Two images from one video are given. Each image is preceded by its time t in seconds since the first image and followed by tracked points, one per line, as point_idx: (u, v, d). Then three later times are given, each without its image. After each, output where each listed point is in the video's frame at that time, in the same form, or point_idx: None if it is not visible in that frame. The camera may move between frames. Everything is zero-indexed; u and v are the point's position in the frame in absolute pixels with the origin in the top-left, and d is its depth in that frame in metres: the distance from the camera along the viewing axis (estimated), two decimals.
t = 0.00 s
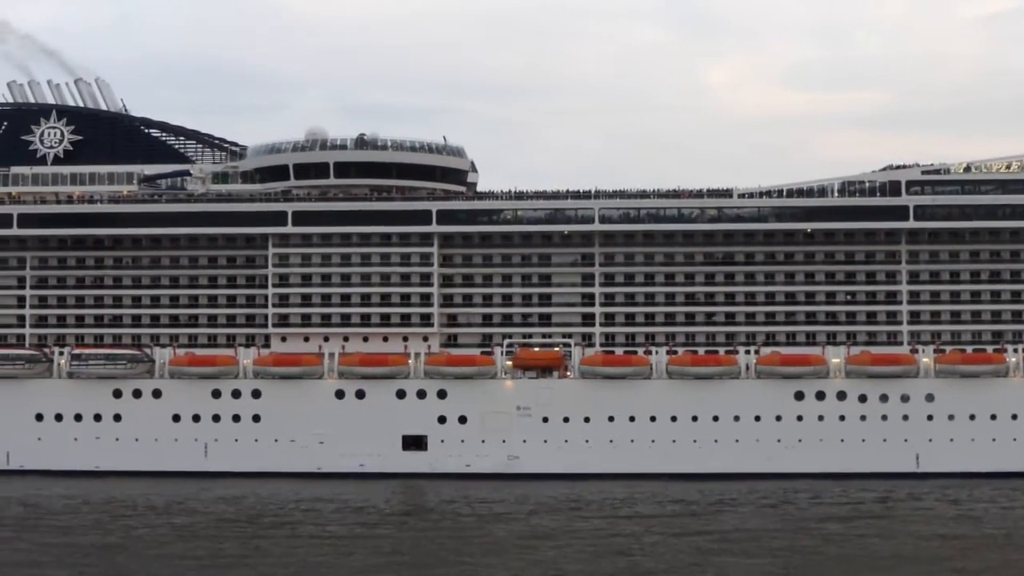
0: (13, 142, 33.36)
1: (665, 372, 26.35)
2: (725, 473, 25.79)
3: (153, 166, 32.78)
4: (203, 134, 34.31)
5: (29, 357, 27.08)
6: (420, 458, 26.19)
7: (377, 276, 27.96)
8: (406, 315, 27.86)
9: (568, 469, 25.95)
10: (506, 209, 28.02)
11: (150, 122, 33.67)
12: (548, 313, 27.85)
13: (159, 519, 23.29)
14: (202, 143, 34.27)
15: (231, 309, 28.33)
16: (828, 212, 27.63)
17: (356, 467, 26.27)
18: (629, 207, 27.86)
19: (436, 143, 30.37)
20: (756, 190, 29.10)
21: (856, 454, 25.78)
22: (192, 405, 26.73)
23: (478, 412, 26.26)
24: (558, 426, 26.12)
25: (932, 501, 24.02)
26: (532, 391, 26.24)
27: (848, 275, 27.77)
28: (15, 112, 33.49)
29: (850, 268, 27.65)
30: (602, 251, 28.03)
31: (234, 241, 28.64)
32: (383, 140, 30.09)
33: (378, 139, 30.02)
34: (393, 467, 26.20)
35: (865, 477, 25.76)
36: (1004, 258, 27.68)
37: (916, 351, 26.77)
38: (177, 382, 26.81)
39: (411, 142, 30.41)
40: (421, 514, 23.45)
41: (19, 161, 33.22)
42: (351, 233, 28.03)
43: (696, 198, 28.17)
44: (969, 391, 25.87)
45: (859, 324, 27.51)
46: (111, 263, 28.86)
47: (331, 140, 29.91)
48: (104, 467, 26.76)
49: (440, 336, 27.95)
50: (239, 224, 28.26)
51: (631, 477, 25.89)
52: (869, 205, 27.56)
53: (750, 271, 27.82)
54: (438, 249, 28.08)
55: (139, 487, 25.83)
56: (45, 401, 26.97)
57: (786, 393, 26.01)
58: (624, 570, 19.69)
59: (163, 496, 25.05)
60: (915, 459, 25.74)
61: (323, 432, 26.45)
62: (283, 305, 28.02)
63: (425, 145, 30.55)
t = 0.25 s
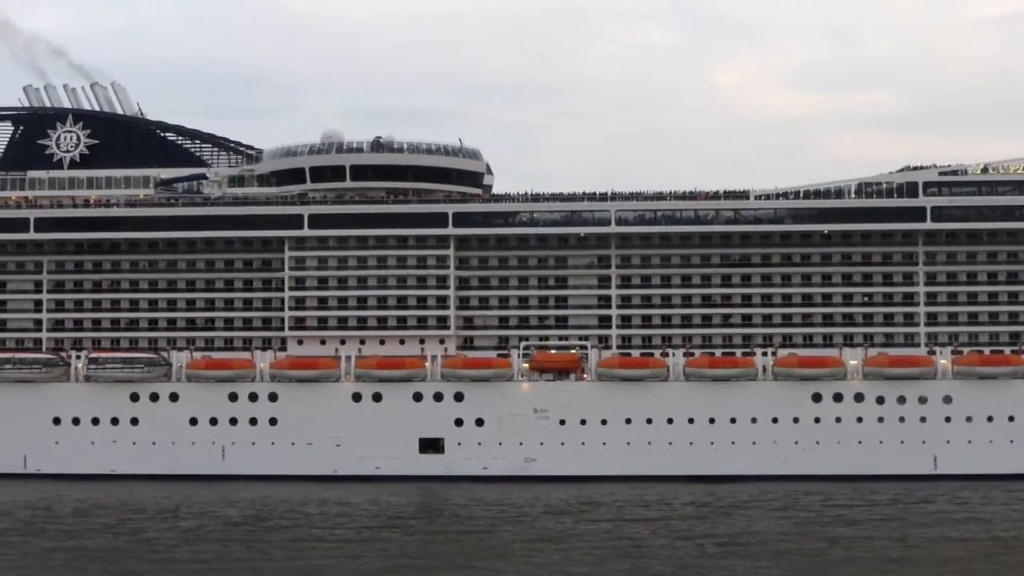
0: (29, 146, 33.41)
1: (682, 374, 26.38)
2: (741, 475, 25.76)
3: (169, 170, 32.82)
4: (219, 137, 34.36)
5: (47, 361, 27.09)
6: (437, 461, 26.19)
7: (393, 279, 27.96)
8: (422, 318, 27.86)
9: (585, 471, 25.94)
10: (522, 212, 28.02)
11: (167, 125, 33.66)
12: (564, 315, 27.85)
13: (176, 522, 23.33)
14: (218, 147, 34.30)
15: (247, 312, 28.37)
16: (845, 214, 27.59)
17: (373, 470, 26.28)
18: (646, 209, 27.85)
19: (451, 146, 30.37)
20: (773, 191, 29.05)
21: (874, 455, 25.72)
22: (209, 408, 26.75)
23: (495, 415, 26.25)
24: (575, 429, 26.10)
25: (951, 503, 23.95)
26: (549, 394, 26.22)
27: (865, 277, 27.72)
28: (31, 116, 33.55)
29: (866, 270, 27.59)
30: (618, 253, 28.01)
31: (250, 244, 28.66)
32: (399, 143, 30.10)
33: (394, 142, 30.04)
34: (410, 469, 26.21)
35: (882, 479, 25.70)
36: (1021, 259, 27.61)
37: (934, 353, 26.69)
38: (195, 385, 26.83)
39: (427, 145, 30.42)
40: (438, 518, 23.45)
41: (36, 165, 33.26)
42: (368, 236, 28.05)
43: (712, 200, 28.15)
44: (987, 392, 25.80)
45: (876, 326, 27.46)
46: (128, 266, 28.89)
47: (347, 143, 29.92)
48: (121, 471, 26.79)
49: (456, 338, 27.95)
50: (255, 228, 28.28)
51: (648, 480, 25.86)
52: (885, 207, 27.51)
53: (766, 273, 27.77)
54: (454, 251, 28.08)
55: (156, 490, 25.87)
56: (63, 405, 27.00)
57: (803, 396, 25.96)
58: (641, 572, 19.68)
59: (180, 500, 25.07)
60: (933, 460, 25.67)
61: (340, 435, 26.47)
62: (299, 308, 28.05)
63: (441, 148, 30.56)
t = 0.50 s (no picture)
0: (39, 147, 33.44)
1: (695, 375, 26.36)
2: (753, 476, 25.74)
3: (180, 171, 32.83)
4: (230, 138, 34.11)
5: (58, 362, 27.15)
6: (449, 461, 26.18)
7: (404, 279, 27.95)
8: (433, 318, 27.86)
9: (597, 472, 25.92)
10: (534, 212, 28.00)
11: (178, 126, 33.66)
12: (576, 316, 27.85)
13: (189, 522, 23.33)
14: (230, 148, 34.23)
15: (258, 313, 28.38)
16: (857, 214, 27.55)
17: (385, 470, 26.28)
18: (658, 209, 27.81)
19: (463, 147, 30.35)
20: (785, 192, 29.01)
21: (886, 456, 25.68)
22: (221, 408, 26.75)
23: (506, 415, 26.23)
24: (586, 429, 26.08)
25: (963, 505, 23.91)
26: (561, 394, 26.19)
27: (877, 278, 27.68)
28: (42, 117, 33.58)
29: (878, 271, 27.55)
30: (630, 254, 27.98)
31: (262, 244, 28.66)
32: (410, 143, 30.09)
33: (405, 142, 30.03)
34: (422, 470, 26.20)
35: (894, 480, 25.66)
36: None
37: (946, 354, 26.64)
38: (206, 385, 26.84)
39: (438, 145, 30.40)
40: (450, 518, 23.45)
41: (46, 165, 33.31)
42: (379, 237, 28.03)
43: (724, 201, 28.12)
44: (1000, 393, 25.76)
45: (888, 327, 27.43)
46: (139, 266, 28.90)
47: (359, 144, 29.91)
48: (132, 471, 26.81)
49: (468, 339, 27.95)
50: (267, 229, 28.27)
51: (660, 481, 25.84)
52: (898, 207, 27.47)
53: (778, 274, 27.74)
54: (465, 252, 28.07)
55: (168, 490, 25.88)
56: (74, 405, 27.02)
57: (815, 396, 25.93)
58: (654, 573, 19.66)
59: (192, 500, 25.07)
60: (946, 461, 25.62)
61: (351, 435, 26.46)
62: (311, 309, 28.07)
63: (452, 149, 30.54)
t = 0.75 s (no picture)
0: (49, 148, 33.45)
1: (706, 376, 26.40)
2: (764, 477, 25.72)
3: (190, 172, 32.85)
4: (238, 139, 34.11)
5: (69, 363, 27.13)
6: (460, 462, 26.17)
7: (415, 279, 27.95)
8: (444, 319, 27.86)
9: (608, 473, 25.91)
10: (545, 213, 28.01)
11: (186, 127, 33.66)
12: (586, 316, 27.84)
13: (200, 523, 23.34)
14: (239, 149, 34.17)
15: (269, 314, 28.39)
16: (868, 215, 27.53)
17: (396, 471, 26.28)
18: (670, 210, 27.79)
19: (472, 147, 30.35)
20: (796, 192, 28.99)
21: (898, 457, 25.65)
22: (231, 409, 26.75)
23: (517, 416, 26.23)
24: (598, 430, 26.07)
25: (975, 505, 23.88)
26: (572, 395, 26.18)
27: (888, 278, 27.65)
28: (51, 118, 33.59)
29: (889, 271, 27.53)
30: (641, 254, 27.97)
31: (272, 245, 28.66)
32: (420, 144, 30.09)
33: (415, 143, 30.04)
34: (433, 471, 26.19)
35: (906, 481, 25.64)
36: None
37: (958, 354, 26.60)
38: (217, 386, 26.84)
39: (449, 146, 30.40)
40: (461, 519, 23.45)
41: (55, 167, 33.33)
42: (390, 238, 28.03)
43: (735, 201, 28.10)
44: (1010, 393, 25.68)
45: (899, 327, 27.40)
46: (149, 268, 28.93)
47: (369, 144, 29.92)
48: (144, 472, 26.81)
49: (478, 340, 27.95)
50: (277, 230, 28.29)
51: (671, 481, 25.83)
52: (909, 207, 27.43)
53: (789, 274, 27.73)
54: (476, 252, 28.07)
55: (179, 491, 25.89)
56: (85, 407, 27.04)
57: (827, 397, 25.90)
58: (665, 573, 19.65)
59: (203, 501, 25.07)
60: (957, 462, 25.58)
61: (362, 436, 26.46)
62: (321, 310, 28.07)
63: (463, 149, 30.54)
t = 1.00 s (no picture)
0: (60, 148, 33.47)
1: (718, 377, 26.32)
2: (776, 476, 25.70)
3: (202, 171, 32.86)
4: (250, 139, 34.12)
5: (81, 362, 27.12)
6: (472, 462, 26.17)
7: (427, 278, 27.96)
8: (456, 318, 27.86)
9: (620, 472, 25.90)
10: (557, 212, 28.00)
11: (198, 126, 33.67)
12: (598, 316, 27.82)
13: (211, 521, 23.36)
14: (250, 148, 34.12)
15: (281, 313, 28.41)
16: (880, 214, 27.49)
17: (408, 470, 26.28)
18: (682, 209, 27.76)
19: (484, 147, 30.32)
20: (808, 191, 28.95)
21: (910, 456, 25.61)
22: (243, 409, 26.76)
23: (529, 415, 26.22)
24: (610, 429, 26.06)
25: (987, 505, 23.84)
26: (584, 394, 26.16)
27: (900, 278, 27.61)
28: (63, 118, 33.57)
29: (901, 271, 27.49)
30: (653, 254, 27.95)
31: (284, 244, 28.67)
32: (432, 144, 30.08)
33: (427, 142, 30.03)
34: (444, 470, 26.19)
35: (918, 480, 25.61)
36: None
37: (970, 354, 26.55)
38: (229, 385, 26.85)
39: (461, 145, 30.39)
40: (472, 518, 23.44)
41: (67, 166, 33.35)
42: (401, 237, 28.01)
43: (747, 200, 28.07)
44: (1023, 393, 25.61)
45: (911, 327, 27.35)
46: (161, 267, 28.95)
47: (381, 144, 29.91)
48: (155, 471, 26.84)
49: (490, 339, 27.95)
50: (289, 229, 28.30)
51: (683, 480, 25.82)
52: (921, 207, 27.37)
53: (801, 274, 27.69)
54: (488, 252, 28.06)
55: (190, 490, 25.91)
56: (97, 405, 27.06)
57: (839, 397, 25.87)
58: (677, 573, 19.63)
59: (215, 500, 25.09)
60: (969, 461, 25.54)
61: (374, 435, 26.47)
62: (333, 309, 28.12)
63: (475, 148, 30.52)
